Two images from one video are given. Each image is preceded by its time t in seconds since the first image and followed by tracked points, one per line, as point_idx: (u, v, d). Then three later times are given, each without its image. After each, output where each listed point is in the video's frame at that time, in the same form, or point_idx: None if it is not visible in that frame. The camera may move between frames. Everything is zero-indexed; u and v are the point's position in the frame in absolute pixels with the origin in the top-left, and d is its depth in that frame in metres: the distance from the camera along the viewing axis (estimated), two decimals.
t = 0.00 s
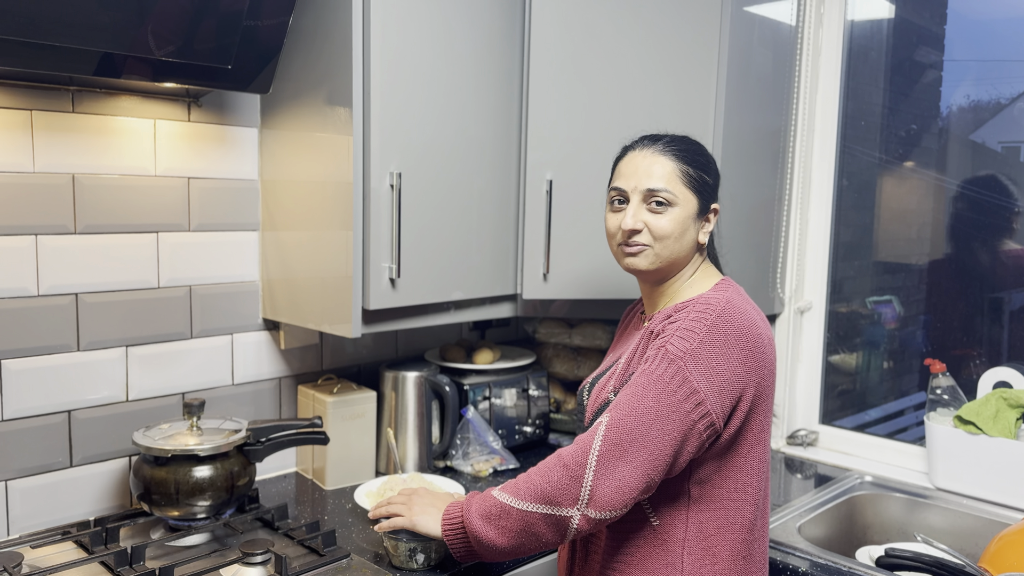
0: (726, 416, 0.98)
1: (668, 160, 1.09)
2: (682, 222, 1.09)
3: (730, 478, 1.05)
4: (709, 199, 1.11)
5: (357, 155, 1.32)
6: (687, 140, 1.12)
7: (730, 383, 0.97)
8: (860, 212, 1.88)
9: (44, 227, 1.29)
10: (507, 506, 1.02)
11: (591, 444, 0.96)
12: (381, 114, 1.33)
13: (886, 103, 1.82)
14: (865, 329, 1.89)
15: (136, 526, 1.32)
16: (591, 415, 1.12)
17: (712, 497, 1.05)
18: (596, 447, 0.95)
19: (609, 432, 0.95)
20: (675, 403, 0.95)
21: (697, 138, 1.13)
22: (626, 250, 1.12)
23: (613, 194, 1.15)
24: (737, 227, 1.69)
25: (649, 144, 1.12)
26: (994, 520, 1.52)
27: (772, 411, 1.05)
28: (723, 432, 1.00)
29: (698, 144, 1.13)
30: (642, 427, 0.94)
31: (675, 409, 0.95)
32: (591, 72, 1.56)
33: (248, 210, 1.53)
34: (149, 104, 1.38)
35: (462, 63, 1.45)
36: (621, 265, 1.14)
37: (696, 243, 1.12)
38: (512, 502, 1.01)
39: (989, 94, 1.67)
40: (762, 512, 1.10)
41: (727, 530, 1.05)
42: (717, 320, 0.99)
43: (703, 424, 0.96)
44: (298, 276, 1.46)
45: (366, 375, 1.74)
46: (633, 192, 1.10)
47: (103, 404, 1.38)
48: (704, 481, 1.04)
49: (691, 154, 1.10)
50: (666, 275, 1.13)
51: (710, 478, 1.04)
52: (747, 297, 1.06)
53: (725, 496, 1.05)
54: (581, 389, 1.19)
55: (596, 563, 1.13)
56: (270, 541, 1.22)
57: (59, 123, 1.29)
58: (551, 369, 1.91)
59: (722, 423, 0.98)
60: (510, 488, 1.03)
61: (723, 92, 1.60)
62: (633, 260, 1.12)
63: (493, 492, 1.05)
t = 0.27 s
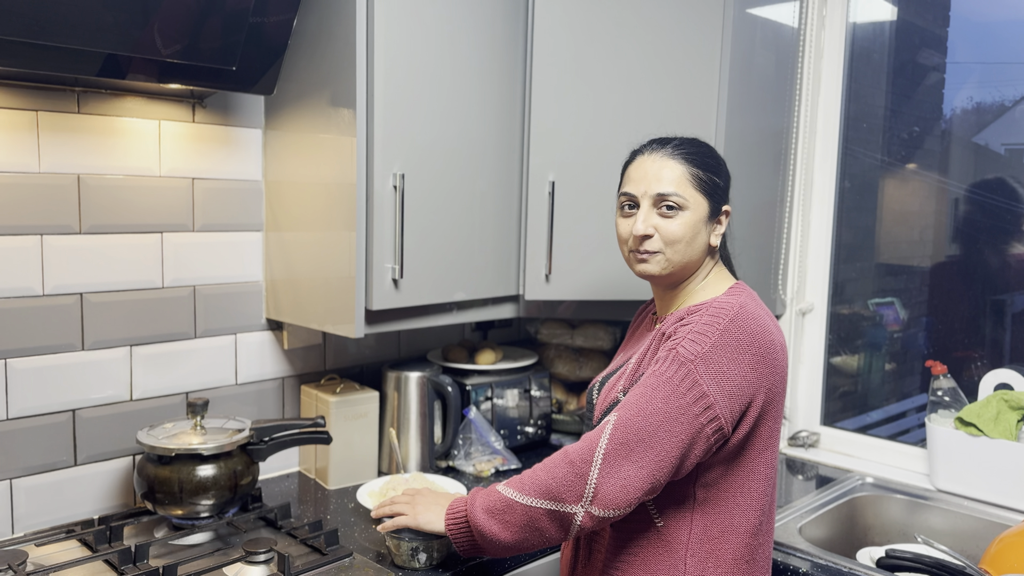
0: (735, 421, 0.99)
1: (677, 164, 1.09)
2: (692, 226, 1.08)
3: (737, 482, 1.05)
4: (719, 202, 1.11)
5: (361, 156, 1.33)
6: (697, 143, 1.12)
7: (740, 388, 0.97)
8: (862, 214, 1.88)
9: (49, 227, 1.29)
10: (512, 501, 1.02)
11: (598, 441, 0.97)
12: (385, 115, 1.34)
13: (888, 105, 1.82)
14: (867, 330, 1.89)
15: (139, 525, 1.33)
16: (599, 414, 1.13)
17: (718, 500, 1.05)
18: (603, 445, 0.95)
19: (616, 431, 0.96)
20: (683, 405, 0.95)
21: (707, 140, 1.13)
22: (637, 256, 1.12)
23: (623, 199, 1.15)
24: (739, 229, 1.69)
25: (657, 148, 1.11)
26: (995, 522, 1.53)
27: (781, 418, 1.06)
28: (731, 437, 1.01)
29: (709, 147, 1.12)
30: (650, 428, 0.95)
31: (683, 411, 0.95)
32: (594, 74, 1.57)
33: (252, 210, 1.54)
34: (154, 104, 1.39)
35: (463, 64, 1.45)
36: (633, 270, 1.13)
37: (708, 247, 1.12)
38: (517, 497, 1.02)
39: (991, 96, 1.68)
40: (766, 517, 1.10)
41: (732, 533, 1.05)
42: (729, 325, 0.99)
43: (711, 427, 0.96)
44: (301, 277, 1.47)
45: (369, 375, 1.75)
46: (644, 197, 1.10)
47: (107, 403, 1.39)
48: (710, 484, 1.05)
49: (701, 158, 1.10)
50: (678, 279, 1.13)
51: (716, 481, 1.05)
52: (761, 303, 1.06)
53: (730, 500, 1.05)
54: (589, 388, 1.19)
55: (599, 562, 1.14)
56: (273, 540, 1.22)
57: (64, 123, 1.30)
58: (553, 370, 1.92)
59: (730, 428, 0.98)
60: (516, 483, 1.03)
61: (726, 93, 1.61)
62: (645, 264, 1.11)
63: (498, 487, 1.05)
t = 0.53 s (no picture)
0: (736, 426, 0.99)
1: (665, 175, 1.07)
2: (679, 238, 1.08)
3: (738, 486, 1.05)
4: (713, 210, 1.09)
5: (364, 157, 1.33)
6: (693, 149, 1.10)
7: (742, 393, 0.98)
8: (864, 216, 1.88)
9: (54, 227, 1.30)
10: (513, 502, 1.03)
11: (600, 444, 0.97)
12: (389, 116, 1.34)
13: (891, 107, 1.83)
14: (868, 332, 1.90)
15: (143, 523, 1.33)
16: (600, 415, 1.13)
17: (718, 503, 1.05)
18: (604, 448, 0.95)
19: (617, 435, 0.96)
20: (685, 410, 0.96)
21: (706, 145, 1.11)
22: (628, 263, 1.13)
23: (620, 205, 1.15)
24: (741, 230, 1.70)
25: (650, 155, 1.10)
26: (996, 523, 1.53)
27: (783, 423, 1.06)
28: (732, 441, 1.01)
29: (707, 152, 1.10)
30: (651, 431, 0.95)
31: (685, 415, 0.95)
32: (597, 75, 1.57)
33: (256, 211, 1.54)
34: (158, 105, 1.40)
35: (466, 66, 1.46)
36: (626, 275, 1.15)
37: (701, 256, 1.11)
38: (518, 498, 1.02)
39: (993, 99, 1.68)
40: (767, 521, 1.11)
41: (732, 537, 1.05)
42: (731, 330, 1.00)
43: (712, 432, 0.97)
44: (304, 277, 1.47)
45: (371, 376, 1.76)
46: (632, 207, 1.10)
47: (111, 402, 1.39)
48: (711, 487, 1.05)
49: (693, 167, 1.08)
50: (670, 286, 1.13)
51: (718, 485, 1.05)
52: (764, 307, 1.07)
53: (731, 503, 1.05)
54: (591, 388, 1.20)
55: (600, 563, 1.14)
56: (276, 539, 1.23)
57: (69, 124, 1.30)
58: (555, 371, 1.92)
59: (731, 432, 0.99)
60: (517, 484, 1.04)
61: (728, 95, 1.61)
62: (634, 271, 1.13)
63: (499, 488, 1.06)
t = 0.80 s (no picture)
0: (736, 431, 0.99)
1: (645, 186, 1.06)
2: (658, 250, 1.07)
3: (738, 490, 1.06)
4: (697, 221, 1.07)
5: (368, 158, 1.34)
6: (683, 158, 1.07)
7: (741, 399, 0.98)
8: (867, 218, 1.88)
9: (58, 227, 1.31)
10: (513, 508, 1.03)
11: (600, 452, 0.97)
12: (393, 118, 1.34)
13: (894, 108, 1.82)
14: (871, 334, 1.90)
15: (146, 523, 1.34)
16: (599, 418, 1.14)
17: (718, 508, 1.05)
18: (604, 456, 0.96)
19: (617, 442, 0.96)
20: (685, 416, 0.96)
21: (699, 153, 1.08)
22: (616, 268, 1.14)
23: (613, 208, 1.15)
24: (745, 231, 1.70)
25: (635, 164, 1.09)
26: (999, 526, 1.53)
27: (782, 426, 1.06)
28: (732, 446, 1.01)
29: (694, 160, 1.07)
30: (651, 439, 0.95)
31: (684, 422, 0.96)
32: (600, 77, 1.58)
33: (259, 211, 1.55)
34: (162, 106, 1.40)
35: (469, 67, 1.46)
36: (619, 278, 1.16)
37: (685, 265, 1.09)
38: (518, 505, 1.02)
39: (997, 100, 1.68)
40: (767, 524, 1.11)
41: (733, 542, 1.05)
42: (730, 336, 1.00)
43: (712, 438, 0.97)
44: (308, 278, 1.48)
45: (374, 376, 1.76)
46: (617, 214, 1.10)
47: (115, 402, 1.40)
48: (711, 492, 1.05)
49: (676, 178, 1.06)
50: (660, 291, 1.13)
51: (717, 489, 1.05)
52: (762, 311, 1.07)
53: (731, 507, 1.06)
54: (589, 391, 1.20)
55: (600, 567, 1.14)
56: (278, 539, 1.24)
57: (74, 125, 1.31)
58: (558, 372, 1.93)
59: (731, 438, 0.99)
60: (517, 490, 1.04)
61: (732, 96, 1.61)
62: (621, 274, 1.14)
63: (500, 493, 1.06)
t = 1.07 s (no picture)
0: (741, 429, 0.99)
1: (645, 192, 1.06)
2: (661, 254, 1.07)
3: (742, 489, 1.05)
4: (699, 223, 1.06)
5: (372, 158, 1.34)
6: (681, 161, 1.07)
7: (745, 397, 0.98)
8: (872, 218, 1.88)
9: (63, 226, 1.31)
10: (517, 507, 1.03)
11: (604, 450, 0.97)
12: (397, 117, 1.34)
13: (899, 109, 1.82)
14: (876, 335, 1.89)
15: (150, 522, 1.34)
16: (603, 418, 1.13)
17: (723, 507, 1.05)
18: (609, 454, 0.95)
19: (622, 440, 0.96)
20: (690, 414, 0.95)
21: (696, 155, 1.07)
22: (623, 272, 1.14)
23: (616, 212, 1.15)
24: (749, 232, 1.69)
25: (634, 169, 1.09)
26: (1003, 527, 1.52)
27: (786, 425, 1.06)
28: (737, 444, 1.01)
29: (692, 162, 1.07)
30: (655, 437, 0.95)
31: (689, 420, 0.95)
32: (605, 76, 1.57)
33: (264, 210, 1.55)
34: (167, 105, 1.40)
35: (474, 66, 1.46)
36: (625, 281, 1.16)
37: (690, 266, 1.09)
38: (523, 504, 1.02)
39: (1001, 101, 1.67)
40: (771, 523, 1.10)
41: (737, 541, 1.05)
42: (735, 333, 0.99)
43: (716, 436, 0.97)
44: (312, 277, 1.48)
45: (378, 376, 1.76)
46: (618, 220, 1.10)
47: (119, 401, 1.40)
48: (715, 491, 1.05)
49: (675, 182, 1.05)
50: (666, 293, 1.13)
51: (722, 488, 1.05)
52: (767, 309, 1.06)
53: (736, 506, 1.05)
54: (592, 390, 1.20)
55: (604, 567, 1.14)
56: (282, 539, 1.24)
57: (79, 123, 1.31)
58: (562, 372, 1.92)
59: (736, 436, 0.99)
60: (521, 489, 1.04)
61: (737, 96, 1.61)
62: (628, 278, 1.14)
63: (504, 492, 1.05)
